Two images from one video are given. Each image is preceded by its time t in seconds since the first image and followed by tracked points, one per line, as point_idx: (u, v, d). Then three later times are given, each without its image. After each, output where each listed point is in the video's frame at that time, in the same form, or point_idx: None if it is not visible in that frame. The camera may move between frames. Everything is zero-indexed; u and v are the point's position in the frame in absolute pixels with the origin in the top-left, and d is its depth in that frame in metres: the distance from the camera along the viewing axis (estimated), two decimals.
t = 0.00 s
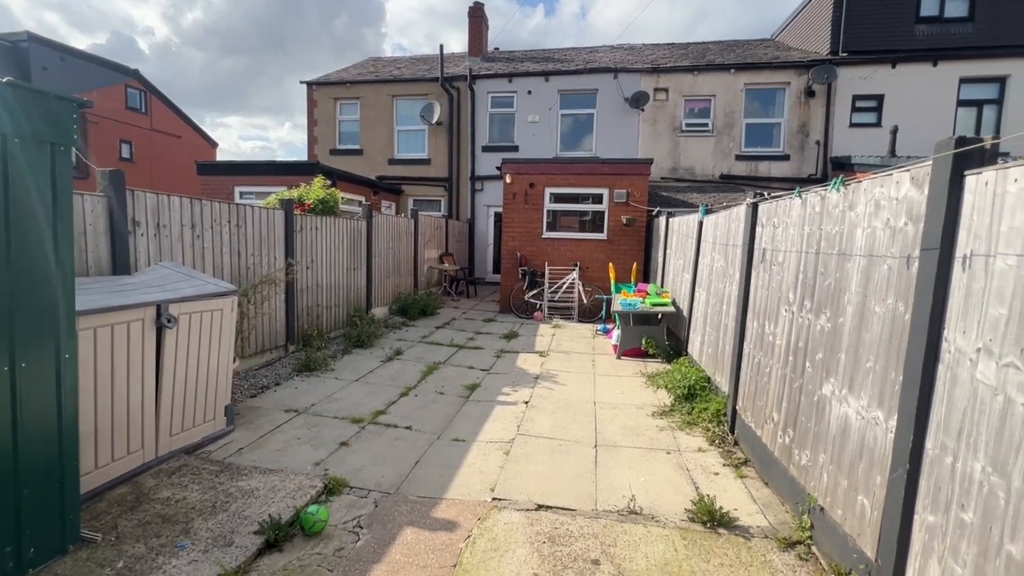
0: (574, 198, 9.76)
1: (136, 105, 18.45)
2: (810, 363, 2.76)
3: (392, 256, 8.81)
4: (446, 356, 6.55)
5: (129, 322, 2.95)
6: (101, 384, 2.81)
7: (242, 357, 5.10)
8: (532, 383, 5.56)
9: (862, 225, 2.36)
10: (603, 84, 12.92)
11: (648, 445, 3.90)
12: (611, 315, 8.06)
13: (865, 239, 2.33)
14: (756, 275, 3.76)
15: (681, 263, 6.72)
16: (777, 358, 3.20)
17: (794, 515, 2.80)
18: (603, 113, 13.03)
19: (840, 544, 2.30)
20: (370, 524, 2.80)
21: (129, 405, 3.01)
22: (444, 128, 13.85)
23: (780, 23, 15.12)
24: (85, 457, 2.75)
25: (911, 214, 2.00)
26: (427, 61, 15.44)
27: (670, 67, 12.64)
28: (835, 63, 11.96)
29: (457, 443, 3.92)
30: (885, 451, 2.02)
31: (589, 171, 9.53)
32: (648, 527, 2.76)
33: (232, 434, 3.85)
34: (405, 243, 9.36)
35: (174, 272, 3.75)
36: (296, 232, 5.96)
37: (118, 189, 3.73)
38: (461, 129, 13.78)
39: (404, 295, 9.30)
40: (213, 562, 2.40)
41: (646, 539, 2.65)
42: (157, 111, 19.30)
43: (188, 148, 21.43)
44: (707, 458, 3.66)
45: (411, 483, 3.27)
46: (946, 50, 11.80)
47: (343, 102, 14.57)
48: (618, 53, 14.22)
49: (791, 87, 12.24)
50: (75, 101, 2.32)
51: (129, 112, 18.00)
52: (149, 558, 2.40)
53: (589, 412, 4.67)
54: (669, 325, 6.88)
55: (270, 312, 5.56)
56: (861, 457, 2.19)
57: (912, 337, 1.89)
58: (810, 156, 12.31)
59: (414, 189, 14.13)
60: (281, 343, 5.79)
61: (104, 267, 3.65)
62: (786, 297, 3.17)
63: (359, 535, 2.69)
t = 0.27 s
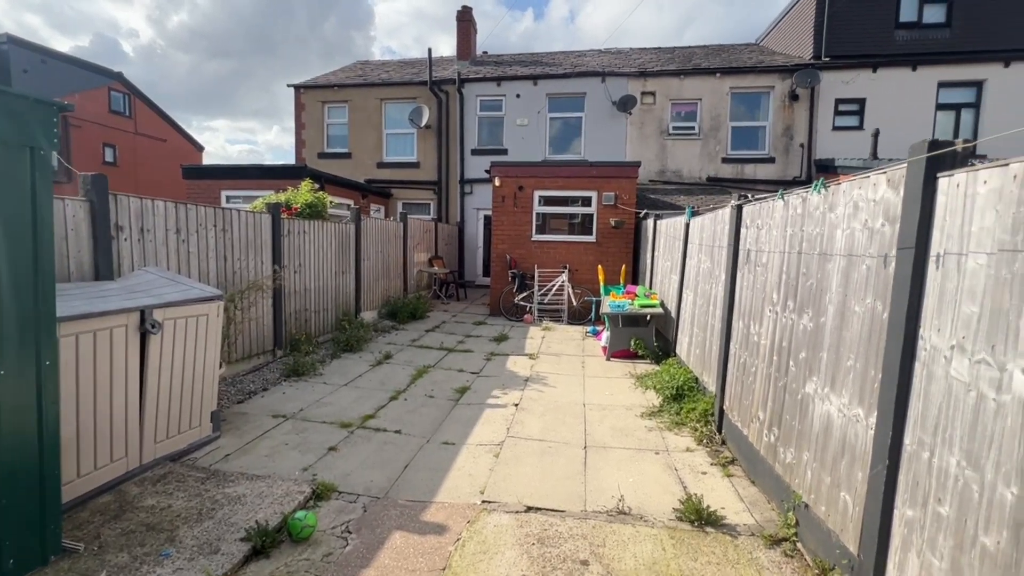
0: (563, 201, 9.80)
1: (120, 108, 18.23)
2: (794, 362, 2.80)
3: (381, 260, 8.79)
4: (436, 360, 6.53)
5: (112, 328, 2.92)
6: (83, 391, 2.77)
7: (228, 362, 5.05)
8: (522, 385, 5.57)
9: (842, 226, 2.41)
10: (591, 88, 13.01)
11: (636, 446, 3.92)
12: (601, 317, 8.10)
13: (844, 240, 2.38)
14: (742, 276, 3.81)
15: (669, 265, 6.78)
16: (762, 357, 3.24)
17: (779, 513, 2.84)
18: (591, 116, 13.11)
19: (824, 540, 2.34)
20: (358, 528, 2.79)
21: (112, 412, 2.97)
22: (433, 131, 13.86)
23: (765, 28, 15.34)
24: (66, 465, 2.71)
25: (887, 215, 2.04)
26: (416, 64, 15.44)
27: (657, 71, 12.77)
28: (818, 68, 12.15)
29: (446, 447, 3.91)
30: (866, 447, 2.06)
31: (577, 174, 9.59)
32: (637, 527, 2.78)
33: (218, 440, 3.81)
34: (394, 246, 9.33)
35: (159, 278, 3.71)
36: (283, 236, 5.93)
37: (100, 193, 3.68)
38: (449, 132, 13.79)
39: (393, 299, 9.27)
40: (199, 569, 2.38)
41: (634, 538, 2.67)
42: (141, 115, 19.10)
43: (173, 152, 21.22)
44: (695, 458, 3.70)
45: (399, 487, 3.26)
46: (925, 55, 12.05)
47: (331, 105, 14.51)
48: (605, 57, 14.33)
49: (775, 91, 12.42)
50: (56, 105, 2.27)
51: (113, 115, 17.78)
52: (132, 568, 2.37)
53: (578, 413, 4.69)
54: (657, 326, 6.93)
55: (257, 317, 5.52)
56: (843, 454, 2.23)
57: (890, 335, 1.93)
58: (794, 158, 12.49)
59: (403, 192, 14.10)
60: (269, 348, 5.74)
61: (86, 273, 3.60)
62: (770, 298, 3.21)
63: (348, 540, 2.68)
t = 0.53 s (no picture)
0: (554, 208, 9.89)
1: (107, 116, 18.13)
2: (779, 368, 2.87)
3: (372, 268, 8.80)
4: (428, 368, 6.55)
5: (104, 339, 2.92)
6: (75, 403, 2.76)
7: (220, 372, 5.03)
8: (514, 392, 5.60)
9: (823, 235, 2.49)
10: (581, 97, 13.17)
11: (628, 452, 3.97)
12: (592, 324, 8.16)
13: (825, 249, 2.46)
14: (729, 283, 3.89)
15: (659, 271, 6.87)
16: (748, 363, 3.32)
17: (767, 515, 2.89)
18: (581, 125, 13.26)
19: (809, 541, 2.40)
20: (352, 537, 2.80)
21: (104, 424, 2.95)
22: (424, 139, 13.92)
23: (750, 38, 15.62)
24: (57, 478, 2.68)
25: (864, 225, 2.12)
26: (406, 73, 15.52)
27: (645, 80, 12.96)
28: (802, 77, 12.40)
29: (439, 454, 3.94)
30: (848, 450, 2.13)
31: (567, 182, 9.68)
32: (628, 531, 2.82)
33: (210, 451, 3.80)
34: (386, 254, 9.35)
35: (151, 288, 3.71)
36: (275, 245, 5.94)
37: (90, 204, 3.71)
38: (441, 140, 13.86)
39: (384, 307, 9.27)
40: None
41: (626, 543, 2.71)
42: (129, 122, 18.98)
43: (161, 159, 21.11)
44: (685, 462, 3.75)
45: (393, 495, 3.28)
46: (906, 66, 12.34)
47: (322, 113, 14.54)
48: (595, 67, 14.51)
49: (761, 100, 12.65)
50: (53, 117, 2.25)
51: (100, 123, 17.67)
52: None
53: (570, 419, 4.73)
54: (648, 332, 7.00)
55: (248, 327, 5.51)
56: (827, 457, 2.30)
57: (868, 342, 2.00)
58: (781, 166, 12.69)
59: (394, 200, 14.13)
60: (260, 357, 5.73)
61: (76, 283, 3.64)
62: (755, 304, 3.29)
63: (341, 548, 2.69)
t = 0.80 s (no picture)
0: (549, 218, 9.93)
1: (100, 123, 18.08)
2: (773, 381, 2.88)
3: (367, 278, 8.78)
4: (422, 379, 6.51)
5: (96, 351, 2.89)
6: (64, 417, 2.73)
7: (211, 384, 4.98)
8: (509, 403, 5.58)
9: (815, 250, 2.51)
10: (576, 107, 13.28)
11: (623, 464, 3.96)
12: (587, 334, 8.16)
13: (818, 263, 2.47)
14: (723, 295, 3.90)
15: (654, 282, 6.89)
16: (743, 375, 3.32)
17: (763, 529, 2.89)
18: (576, 135, 13.35)
19: (805, 555, 2.39)
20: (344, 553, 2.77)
21: (94, 438, 2.92)
22: (419, 149, 13.96)
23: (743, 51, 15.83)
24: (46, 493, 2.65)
25: (856, 241, 2.15)
26: (402, 82, 15.60)
27: (639, 91, 13.09)
28: (794, 89, 12.56)
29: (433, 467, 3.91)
30: (842, 464, 2.13)
31: (562, 192, 9.74)
32: (624, 546, 2.81)
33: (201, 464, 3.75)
34: (380, 264, 9.34)
35: (144, 299, 3.69)
36: (269, 255, 5.92)
37: (84, 215, 3.66)
38: (436, 150, 13.91)
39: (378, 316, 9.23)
40: None
41: (622, 558, 2.69)
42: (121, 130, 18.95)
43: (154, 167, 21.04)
44: (680, 475, 3.74)
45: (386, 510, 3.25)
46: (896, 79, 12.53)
47: (317, 122, 14.56)
48: (590, 78, 14.65)
49: (754, 112, 12.80)
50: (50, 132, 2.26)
51: (92, 130, 17.62)
52: None
53: (565, 431, 4.72)
54: (643, 343, 7.00)
55: (241, 338, 5.47)
56: (821, 470, 2.30)
57: (860, 356, 2.02)
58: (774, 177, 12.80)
59: (390, 209, 14.13)
60: (253, 369, 5.68)
61: (68, 294, 3.54)
62: (750, 317, 3.31)
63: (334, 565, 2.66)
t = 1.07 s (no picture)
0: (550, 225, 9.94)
1: (101, 127, 18.13)
2: (776, 390, 2.86)
3: (366, 284, 8.77)
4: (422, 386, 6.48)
5: (95, 355, 2.88)
6: (62, 422, 2.71)
7: (209, 389, 4.95)
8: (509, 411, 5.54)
9: (818, 259, 2.51)
10: (577, 116, 13.35)
11: (624, 474, 3.93)
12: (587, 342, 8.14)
13: (821, 272, 2.47)
14: (725, 304, 3.90)
15: (654, 290, 6.89)
16: (745, 384, 3.31)
17: (765, 540, 2.86)
18: (577, 143, 13.41)
19: (808, 566, 2.37)
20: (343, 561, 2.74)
21: (92, 443, 2.90)
22: (420, 155, 14.00)
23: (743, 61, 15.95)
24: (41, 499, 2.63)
25: (859, 250, 2.14)
26: (404, 89, 15.68)
27: (640, 100, 13.16)
28: (793, 100, 12.63)
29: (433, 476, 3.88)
30: (846, 474, 2.12)
31: (563, 200, 9.76)
32: (625, 556, 2.78)
33: (199, 470, 3.72)
34: (380, 270, 9.34)
35: (144, 303, 3.67)
36: (269, 260, 5.91)
37: (86, 219, 3.65)
38: (437, 157, 13.95)
39: (378, 323, 9.21)
40: None
41: (623, 568, 2.67)
42: (124, 135, 19.04)
43: (156, 172, 21.12)
44: (681, 485, 3.72)
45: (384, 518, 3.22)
46: (894, 90, 12.61)
47: (318, 128, 14.61)
48: (590, 86, 14.73)
49: (754, 121, 12.87)
50: (54, 136, 2.25)
51: (94, 134, 17.65)
52: None
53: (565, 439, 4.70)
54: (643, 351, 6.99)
55: (240, 343, 5.45)
56: (825, 481, 2.28)
57: (864, 366, 2.01)
58: (773, 186, 12.85)
59: (390, 215, 14.15)
60: (251, 374, 5.65)
61: (68, 298, 3.54)
62: (752, 325, 3.30)
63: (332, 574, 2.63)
